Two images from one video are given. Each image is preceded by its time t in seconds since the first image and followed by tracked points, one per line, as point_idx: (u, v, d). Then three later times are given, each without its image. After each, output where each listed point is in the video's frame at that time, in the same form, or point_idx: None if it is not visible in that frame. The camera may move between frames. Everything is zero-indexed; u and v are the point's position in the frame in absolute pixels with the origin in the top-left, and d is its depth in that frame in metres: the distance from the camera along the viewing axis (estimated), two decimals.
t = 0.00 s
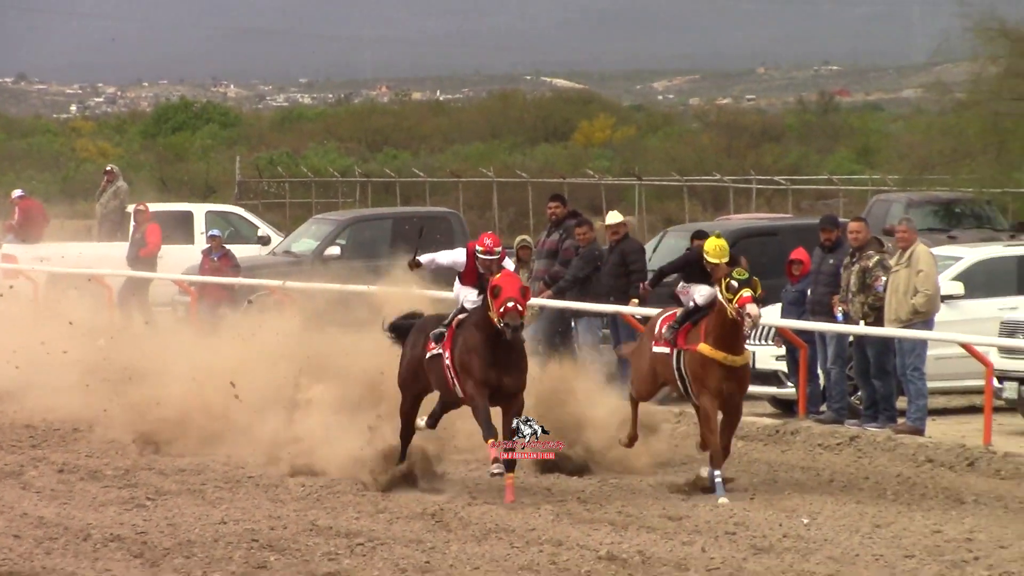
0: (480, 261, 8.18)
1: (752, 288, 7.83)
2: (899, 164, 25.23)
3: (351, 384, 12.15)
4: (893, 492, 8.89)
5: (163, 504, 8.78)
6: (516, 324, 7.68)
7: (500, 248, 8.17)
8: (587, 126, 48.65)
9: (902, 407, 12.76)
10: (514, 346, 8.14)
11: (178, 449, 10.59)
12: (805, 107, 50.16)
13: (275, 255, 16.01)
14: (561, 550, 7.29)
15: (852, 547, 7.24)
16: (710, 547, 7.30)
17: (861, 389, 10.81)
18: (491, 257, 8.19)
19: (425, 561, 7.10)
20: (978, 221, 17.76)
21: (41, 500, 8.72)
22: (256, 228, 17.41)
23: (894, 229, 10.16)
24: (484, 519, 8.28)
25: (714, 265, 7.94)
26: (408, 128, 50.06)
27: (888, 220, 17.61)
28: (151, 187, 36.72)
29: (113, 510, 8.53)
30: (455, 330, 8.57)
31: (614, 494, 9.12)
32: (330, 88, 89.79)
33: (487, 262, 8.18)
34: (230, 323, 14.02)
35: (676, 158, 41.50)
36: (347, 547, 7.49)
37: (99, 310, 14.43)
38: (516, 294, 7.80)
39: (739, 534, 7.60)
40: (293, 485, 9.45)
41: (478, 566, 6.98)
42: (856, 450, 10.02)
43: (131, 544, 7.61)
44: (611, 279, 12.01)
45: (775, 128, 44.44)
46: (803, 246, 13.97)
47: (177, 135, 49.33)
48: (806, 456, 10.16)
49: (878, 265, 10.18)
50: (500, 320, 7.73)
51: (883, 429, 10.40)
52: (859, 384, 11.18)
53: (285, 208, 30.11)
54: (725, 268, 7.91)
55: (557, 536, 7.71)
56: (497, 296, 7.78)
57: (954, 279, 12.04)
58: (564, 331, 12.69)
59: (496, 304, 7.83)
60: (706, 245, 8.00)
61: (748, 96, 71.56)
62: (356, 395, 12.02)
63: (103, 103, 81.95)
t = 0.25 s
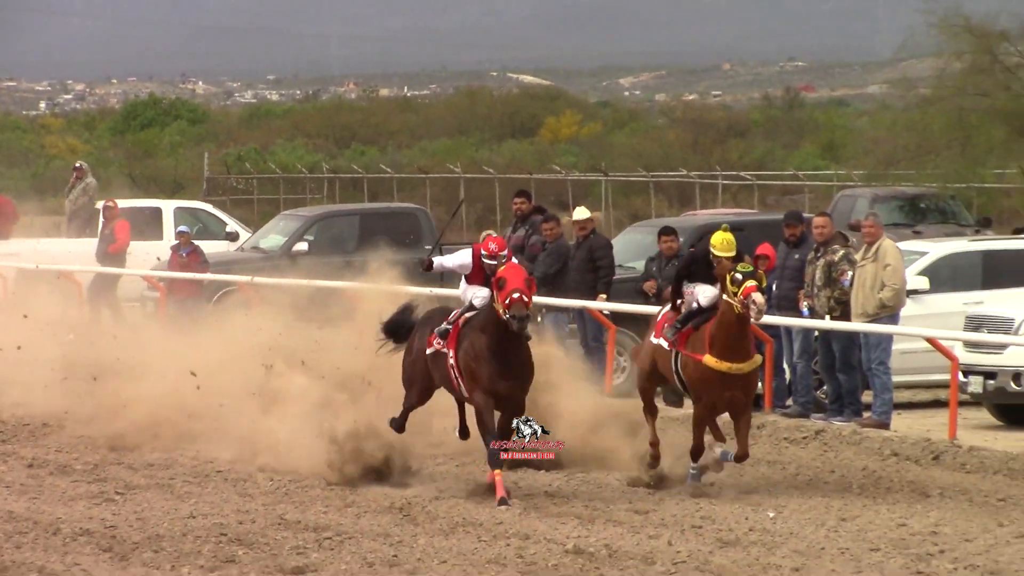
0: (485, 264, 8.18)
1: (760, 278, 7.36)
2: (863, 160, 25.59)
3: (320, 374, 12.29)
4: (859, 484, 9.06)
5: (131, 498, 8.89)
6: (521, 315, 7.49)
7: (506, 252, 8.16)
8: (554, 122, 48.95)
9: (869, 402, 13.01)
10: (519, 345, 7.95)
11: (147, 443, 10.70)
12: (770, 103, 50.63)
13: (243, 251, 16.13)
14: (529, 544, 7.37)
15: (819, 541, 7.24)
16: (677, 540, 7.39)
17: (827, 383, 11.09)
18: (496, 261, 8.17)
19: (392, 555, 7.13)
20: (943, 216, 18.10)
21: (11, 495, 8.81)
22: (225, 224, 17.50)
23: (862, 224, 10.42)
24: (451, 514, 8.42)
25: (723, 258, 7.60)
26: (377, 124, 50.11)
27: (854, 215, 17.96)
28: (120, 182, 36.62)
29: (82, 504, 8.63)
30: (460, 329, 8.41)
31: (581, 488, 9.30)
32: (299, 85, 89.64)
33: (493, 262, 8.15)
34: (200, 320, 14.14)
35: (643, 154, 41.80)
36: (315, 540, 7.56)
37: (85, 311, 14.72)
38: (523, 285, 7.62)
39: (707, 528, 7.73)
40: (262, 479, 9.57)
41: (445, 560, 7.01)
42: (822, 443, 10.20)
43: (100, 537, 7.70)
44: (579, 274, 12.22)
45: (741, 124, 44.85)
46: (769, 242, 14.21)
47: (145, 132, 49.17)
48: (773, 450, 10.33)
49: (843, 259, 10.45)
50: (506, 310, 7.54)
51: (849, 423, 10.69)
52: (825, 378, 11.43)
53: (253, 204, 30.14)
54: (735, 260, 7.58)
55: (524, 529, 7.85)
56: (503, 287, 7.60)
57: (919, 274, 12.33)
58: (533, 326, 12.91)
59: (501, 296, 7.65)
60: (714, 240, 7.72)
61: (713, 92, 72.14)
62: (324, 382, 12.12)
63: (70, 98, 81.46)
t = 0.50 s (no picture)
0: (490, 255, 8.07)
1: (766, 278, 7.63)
2: (827, 154, 25.99)
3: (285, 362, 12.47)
4: (822, 477, 9.36)
5: (99, 490, 9.05)
6: (529, 296, 7.46)
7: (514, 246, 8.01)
8: (519, 116, 49.28)
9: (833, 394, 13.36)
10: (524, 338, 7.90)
11: (113, 436, 10.87)
12: (734, 97, 51.14)
13: (210, 245, 16.26)
14: (493, 536, 7.60)
15: (781, 533, 7.50)
16: (641, 532, 7.63)
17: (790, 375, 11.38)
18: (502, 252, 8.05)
19: (358, 547, 7.32)
20: (908, 208, 18.57)
21: None
22: (191, 217, 17.61)
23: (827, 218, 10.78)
24: (416, 506, 8.66)
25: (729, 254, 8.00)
26: (343, 118, 50.14)
27: (818, 208, 18.34)
28: (87, 177, 36.50)
29: (51, 497, 8.79)
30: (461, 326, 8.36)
31: (546, 480, 9.57)
32: (265, 80, 89.30)
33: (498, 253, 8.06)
34: (167, 314, 14.29)
35: (607, 148, 42.12)
36: (282, 533, 7.74)
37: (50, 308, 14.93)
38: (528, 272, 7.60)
39: (670, 520, 7.99)
40: (229, 472, 9.75)
41: (411, 552, 7.20)
42: (786, 436, 10.51)
43: (68, 530, 7.85)
44: (545, 266, 12.44)
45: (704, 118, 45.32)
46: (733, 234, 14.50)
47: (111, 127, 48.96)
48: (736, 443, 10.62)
49: (808, 252, 10.71)
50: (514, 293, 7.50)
51: (812, 416, 11.04)
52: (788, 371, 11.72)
53: (220, 198, 30.18)
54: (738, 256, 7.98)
55: (488, 522, 8.10)
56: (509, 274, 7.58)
57: (883, 267, 12.67)
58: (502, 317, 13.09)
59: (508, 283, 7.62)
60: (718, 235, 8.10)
61: (677, 86, 72.74)
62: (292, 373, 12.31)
63: (33, 91, 80.81)
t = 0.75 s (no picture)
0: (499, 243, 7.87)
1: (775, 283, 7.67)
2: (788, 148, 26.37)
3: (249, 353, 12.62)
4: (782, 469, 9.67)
5: (63, 484, 9.19)
6: (536, 289, 7.33)
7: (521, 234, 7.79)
8: (481, 111, 49.49)
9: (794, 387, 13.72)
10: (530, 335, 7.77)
11: (77, 430, 11.01)
12: (695, 92, 51.58)
13: (173, 240, 16.37)
14: (455, 529, 7.81)
15: (744, 525, 7.67)
16: (603, 525, 7.85)
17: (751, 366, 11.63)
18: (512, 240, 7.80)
19: (321, 540, 7.48)
20: (867, 203, 18.94)
21: None
22: (155, 213, 17.70)
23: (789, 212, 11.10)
24: (378, 499, 8.87)
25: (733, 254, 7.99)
26: (306, 114, 50.11)
27: (778, 202, 18.70)
28: (49, 172, 36.32)
29: (15, 491, 8.91)
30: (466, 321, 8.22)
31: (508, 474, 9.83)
32: (230, 76, 88.91)
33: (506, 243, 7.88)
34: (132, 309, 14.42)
35: (570, 142, 42.36)
36: (245, 526, 7.91)
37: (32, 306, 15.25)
38: (537, 266, 7.46)
39: (631, 513, 8.25)
40: (192, 465, 9.91)
41: (373, 545, 7.37)
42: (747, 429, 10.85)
43: (32, 523, 7.97)
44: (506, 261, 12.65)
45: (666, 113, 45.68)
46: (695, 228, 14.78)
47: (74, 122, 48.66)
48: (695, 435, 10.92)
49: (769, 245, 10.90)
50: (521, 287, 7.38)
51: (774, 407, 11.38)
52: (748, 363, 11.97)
53: (184, 193, 30.17)
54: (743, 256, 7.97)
55: (450, 515, 8.32)
56: (517, 266, 7.45)
57: (844, 260, 13.00)
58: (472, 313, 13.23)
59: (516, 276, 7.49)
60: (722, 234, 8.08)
61: (639, 81, 73.22)
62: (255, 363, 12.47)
63: None
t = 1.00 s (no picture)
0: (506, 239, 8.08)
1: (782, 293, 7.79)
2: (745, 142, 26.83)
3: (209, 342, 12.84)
4: (737, 461, 10.06)
5: (26, 476, 9.38)
6: (540, 294, 7.52)
7: (526, 227, 8.05)
8: (441, 105, 49.75)
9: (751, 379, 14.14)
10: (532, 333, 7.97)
11: (37, 425, 11.21)
12: (654, 87, 52.09)
13: (134, 234, 16.53)
14: (414, 520, 8.10)
15: (699, 516, 8.01)
16: (559, 516, 8.15)
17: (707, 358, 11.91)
18: (517, 236, 8.05)
19: (281, 531, 7.71)
20: (822, 196, 19.41)
21: None
22: (117, 207, 17.82)
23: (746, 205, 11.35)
24: (338, 490, 9.13)
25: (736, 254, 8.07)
26: (267, 108, 50.12)
27: (735, 196, 19.15)
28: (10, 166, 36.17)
29: None
30: (469, 318, 8.44)
31: (467, 466, 10.16)
32: (191, 71, 88.60)
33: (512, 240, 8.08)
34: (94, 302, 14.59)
35: (529, 137, 42.67)
36: (206, 517, 8.13)
37: (7, 298, 15.68)
38: (540, 268, 7.65)
39: (589, 505, 8.60)
40: (153, 457, 10.13)
41: (332, 535, 7.60)
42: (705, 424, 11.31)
43: None
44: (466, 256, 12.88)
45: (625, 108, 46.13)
46: (653, 222, 15.14)
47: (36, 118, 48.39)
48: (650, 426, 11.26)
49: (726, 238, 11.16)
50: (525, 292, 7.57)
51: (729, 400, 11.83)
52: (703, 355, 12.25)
53: (144, 186, 30.21)
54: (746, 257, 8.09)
55: (409, 506, 8.62)
56: (521, 270, 7.65)
57: (799, 254, 13.41)
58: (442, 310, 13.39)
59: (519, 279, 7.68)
60: (722, 234, 8.19)
61: (598, 76, 73.74)
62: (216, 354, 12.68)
63: None
